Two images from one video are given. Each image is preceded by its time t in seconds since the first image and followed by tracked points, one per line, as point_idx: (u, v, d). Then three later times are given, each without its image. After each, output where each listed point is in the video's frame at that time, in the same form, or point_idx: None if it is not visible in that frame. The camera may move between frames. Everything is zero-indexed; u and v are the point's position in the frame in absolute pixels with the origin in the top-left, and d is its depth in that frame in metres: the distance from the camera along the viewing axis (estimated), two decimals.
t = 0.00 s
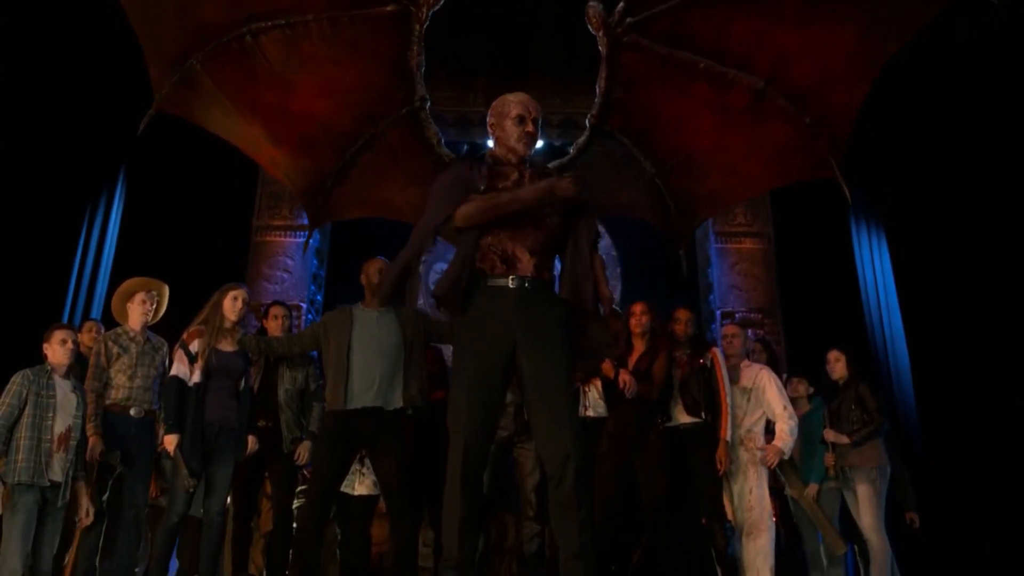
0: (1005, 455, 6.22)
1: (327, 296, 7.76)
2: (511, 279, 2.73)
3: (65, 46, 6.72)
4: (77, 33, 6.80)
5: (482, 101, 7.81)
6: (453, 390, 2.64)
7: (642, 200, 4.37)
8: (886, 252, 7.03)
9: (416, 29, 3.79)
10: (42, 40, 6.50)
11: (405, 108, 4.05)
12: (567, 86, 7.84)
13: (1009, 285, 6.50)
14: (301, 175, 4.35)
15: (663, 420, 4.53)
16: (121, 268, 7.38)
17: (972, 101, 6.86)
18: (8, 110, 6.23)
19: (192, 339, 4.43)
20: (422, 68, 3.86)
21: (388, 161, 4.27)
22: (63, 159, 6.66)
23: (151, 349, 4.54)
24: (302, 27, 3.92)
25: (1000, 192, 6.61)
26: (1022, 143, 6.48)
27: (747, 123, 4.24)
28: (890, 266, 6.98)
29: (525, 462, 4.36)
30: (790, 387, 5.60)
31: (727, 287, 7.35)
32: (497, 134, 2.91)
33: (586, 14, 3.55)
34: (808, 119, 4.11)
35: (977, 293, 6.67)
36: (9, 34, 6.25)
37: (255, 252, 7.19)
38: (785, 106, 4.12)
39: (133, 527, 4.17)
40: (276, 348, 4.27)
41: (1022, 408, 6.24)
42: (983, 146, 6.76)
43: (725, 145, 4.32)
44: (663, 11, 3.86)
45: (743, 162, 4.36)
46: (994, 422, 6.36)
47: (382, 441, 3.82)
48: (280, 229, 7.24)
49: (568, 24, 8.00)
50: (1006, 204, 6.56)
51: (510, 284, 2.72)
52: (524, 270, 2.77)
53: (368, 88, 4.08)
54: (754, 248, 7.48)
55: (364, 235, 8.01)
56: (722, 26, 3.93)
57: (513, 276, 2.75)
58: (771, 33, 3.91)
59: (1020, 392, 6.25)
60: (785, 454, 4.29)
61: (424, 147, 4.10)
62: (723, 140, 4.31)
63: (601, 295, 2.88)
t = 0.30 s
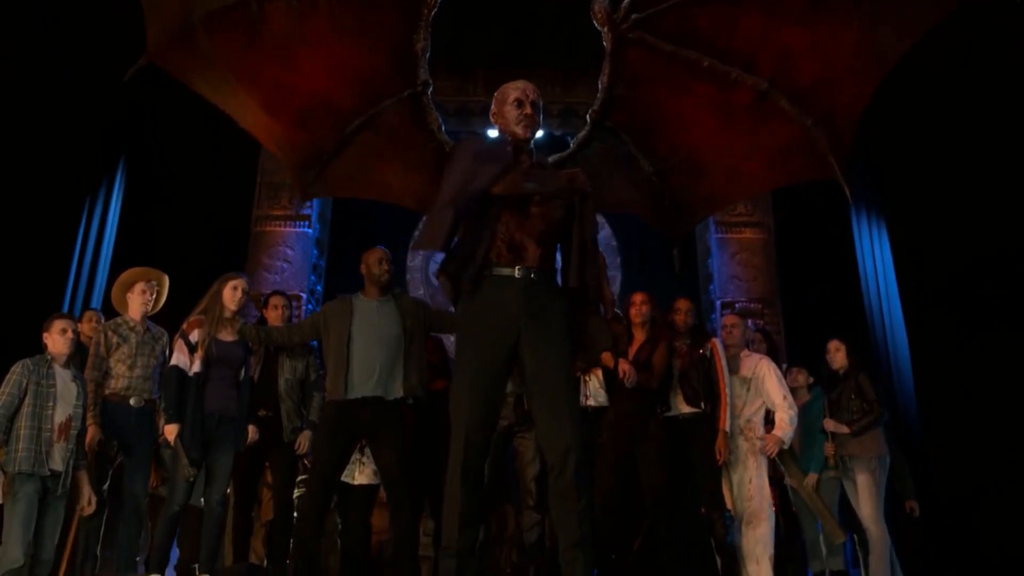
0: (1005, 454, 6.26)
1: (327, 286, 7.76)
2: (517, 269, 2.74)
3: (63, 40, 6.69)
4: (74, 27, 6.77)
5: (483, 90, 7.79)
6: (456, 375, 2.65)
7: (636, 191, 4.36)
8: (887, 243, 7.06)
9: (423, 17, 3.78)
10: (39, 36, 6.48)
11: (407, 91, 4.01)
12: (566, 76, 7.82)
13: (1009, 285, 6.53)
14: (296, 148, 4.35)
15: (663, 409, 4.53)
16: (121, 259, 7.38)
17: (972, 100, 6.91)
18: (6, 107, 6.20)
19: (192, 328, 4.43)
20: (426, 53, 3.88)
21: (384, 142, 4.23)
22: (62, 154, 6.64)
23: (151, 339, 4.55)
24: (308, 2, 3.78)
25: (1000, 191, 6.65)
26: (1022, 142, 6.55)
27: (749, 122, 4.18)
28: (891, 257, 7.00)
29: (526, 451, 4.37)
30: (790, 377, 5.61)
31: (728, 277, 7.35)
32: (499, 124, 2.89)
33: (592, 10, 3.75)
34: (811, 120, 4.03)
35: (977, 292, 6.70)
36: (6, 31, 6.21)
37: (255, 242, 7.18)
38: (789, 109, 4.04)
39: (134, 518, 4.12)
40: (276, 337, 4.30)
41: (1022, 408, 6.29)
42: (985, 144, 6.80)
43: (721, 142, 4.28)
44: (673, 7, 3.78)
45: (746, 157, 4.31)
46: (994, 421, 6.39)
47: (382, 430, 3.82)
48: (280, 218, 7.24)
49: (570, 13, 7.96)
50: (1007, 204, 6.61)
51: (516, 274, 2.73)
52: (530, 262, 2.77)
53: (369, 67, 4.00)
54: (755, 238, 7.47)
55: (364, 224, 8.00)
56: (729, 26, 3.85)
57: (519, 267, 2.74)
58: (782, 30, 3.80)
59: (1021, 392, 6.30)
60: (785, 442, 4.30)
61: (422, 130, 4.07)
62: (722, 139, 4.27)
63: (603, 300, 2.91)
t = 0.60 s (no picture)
0: (1005, 454, 6.23)
1: (327, 277, 7.75)
2: (528, 261, 2.70)
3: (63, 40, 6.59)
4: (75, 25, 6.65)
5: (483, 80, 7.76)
6: (461, 360, 2.65)
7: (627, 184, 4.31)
8: (887, 235, 7.12)
9: None
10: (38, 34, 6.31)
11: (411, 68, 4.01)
12: (569, 66, 7.86)
13: (1009, 285, 6.43)
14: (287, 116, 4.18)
15: (663, 400, 4.52)
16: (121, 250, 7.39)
17: (973, 93, 6.87)
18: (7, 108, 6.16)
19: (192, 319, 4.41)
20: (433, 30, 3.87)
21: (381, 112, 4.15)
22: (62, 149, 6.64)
23: (151, 330, 4.54)
24: None
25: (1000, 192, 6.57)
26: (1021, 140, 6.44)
27: (737, 133, 4.16)
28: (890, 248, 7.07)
29: (526, 441, 4.38)
30: (790, 368, 5.59)
31: (728, 268, 7.34)
32: (505, 114, 2.86)
33: (596, 10, 3.80)
34: (800, 134, 4.01)
35: (977, 292, 6.62)
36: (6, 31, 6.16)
37: (255, 232, 7.17)
38: (779, 122, 4.04)
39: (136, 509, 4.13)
40: (276, 328, 4.28)
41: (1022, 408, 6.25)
42: (985, 139, 6.74)
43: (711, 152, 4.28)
44: (674, 10, 3.87)
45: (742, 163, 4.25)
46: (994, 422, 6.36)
47: (382, 421, 3.83)
48: (280, 209, 7.23)
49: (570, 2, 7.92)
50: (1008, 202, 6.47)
51: (528, 265, 2.69)
52: (543, 252, 2.73)
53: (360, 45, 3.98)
54: (755, 230, 7.45)
55: (363, 215, 7.99)
56: (727, 31, 3.92)
57: (531, 259, 2.70)
58: (773, 43, 3.91)
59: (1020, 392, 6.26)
60: (784, 433, 4.30)
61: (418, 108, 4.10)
62: (714, 147, 4.26)
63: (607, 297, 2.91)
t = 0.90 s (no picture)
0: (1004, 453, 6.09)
1: (326, 268, 7.75)
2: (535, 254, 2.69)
3: (63, 41, 6.63)
4: (74, 27, 6.69)
5: (482, 71, 7.72)
6: (463, 349, 2.64)
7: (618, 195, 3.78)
8: (887, 225, 7.17)
9: None
10: (39, 36, 6.40)
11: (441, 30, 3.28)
12: (568, 55, 7.74)
13: (1009, 285, 6.18)
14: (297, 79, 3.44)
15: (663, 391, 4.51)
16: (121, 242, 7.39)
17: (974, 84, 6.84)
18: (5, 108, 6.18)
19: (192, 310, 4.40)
20: None
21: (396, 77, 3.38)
22: (60, 147, 6.67)
23: (152, 321, 4.55)
24: None
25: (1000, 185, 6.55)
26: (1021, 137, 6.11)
27: (719, 149, 3.86)
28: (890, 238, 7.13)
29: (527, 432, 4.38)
30: (790, 359, 5.58)
31: (728, 259, 7.33)
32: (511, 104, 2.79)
33: (594, 11, 3.43)
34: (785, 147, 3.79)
35: (978, 292, 6.40)
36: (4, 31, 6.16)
37: (255, 223, 7.16)
38: (764, 138, 3.80)
39: (138, 499, 4.15)
40: (276, 319, 4.27)
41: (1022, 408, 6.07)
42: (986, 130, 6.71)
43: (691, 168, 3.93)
44: (675, 19, 3.64)
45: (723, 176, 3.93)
46: (995, 423, 6.20)
47: (382, 411, 3.84)
48: (280, 200, 7.21)
49: None
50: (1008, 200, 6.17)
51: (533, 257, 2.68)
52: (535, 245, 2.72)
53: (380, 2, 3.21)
54: (757, 222, 7.40)
55: (363, 206, 7.98)
56: (722, 40, 3.70)
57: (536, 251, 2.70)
58: (766, 58, 3.71)
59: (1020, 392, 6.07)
60: (784, 424, 4.29)
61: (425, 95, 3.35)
62: (702, 155, 3.89)
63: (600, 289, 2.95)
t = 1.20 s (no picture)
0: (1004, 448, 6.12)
1: (326, 261, 7.74)
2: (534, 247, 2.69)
3: (63, 41, 6.69)
4: (74, 27, 6.76)
5: (482, 62, 7.68)
6: (465, 344, 2.63)
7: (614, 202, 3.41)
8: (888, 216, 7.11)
9: None
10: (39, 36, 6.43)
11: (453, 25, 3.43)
12: (569, 45, 7.75)
13: (1009, 285, 6.15)
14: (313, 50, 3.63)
15: (663, 384, 4.52)
16: (120, 235, 7.39)
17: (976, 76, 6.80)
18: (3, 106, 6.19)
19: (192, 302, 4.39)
20: None
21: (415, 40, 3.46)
22: (61, 143, 6.69)
23: (152, 313, 4.58)
24: None
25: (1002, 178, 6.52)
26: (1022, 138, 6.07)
27: (703, 159, 3.87)
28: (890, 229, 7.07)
29: (527, 424, 4.39)
30: (789, 350, 5.55)
31: (728, 251, 7.33)
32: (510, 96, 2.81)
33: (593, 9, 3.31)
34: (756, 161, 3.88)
35: (977, 293, 6.38)
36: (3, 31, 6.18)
37: (255, 215, 7.16)
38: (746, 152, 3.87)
39: (140, 491, 4.16)
40: (276, 311, 4.26)
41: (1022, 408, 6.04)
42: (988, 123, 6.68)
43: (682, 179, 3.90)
44: (671, 28, 3.68)
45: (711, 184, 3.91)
46: (995, 423, 6.20)
47: (381, 404, 3.84)
48: (280, 192, 7.21)
49: None
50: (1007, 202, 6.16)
51: (524, 245, 2.68)
52: (533, 239, 2.69)
53: None
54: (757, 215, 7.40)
55: (363, 198, 7.97)
56: (708, 54, 3.72)
57: (533, 242, 2.70)
58: (749, 77, 3.73)
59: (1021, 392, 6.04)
60: (784, 416, 4.31)
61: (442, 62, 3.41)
62: (687, 160, 3.87)
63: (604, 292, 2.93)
